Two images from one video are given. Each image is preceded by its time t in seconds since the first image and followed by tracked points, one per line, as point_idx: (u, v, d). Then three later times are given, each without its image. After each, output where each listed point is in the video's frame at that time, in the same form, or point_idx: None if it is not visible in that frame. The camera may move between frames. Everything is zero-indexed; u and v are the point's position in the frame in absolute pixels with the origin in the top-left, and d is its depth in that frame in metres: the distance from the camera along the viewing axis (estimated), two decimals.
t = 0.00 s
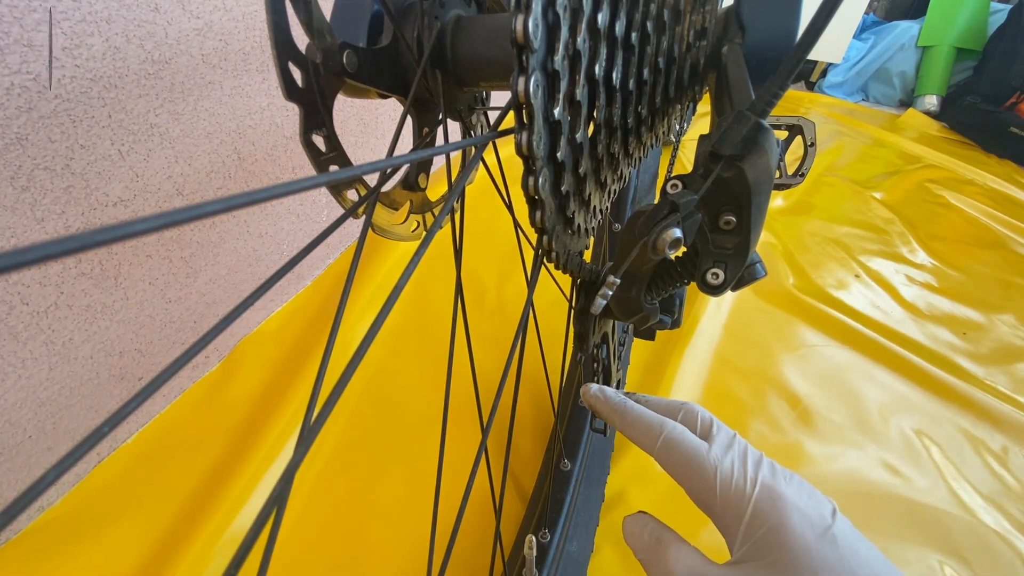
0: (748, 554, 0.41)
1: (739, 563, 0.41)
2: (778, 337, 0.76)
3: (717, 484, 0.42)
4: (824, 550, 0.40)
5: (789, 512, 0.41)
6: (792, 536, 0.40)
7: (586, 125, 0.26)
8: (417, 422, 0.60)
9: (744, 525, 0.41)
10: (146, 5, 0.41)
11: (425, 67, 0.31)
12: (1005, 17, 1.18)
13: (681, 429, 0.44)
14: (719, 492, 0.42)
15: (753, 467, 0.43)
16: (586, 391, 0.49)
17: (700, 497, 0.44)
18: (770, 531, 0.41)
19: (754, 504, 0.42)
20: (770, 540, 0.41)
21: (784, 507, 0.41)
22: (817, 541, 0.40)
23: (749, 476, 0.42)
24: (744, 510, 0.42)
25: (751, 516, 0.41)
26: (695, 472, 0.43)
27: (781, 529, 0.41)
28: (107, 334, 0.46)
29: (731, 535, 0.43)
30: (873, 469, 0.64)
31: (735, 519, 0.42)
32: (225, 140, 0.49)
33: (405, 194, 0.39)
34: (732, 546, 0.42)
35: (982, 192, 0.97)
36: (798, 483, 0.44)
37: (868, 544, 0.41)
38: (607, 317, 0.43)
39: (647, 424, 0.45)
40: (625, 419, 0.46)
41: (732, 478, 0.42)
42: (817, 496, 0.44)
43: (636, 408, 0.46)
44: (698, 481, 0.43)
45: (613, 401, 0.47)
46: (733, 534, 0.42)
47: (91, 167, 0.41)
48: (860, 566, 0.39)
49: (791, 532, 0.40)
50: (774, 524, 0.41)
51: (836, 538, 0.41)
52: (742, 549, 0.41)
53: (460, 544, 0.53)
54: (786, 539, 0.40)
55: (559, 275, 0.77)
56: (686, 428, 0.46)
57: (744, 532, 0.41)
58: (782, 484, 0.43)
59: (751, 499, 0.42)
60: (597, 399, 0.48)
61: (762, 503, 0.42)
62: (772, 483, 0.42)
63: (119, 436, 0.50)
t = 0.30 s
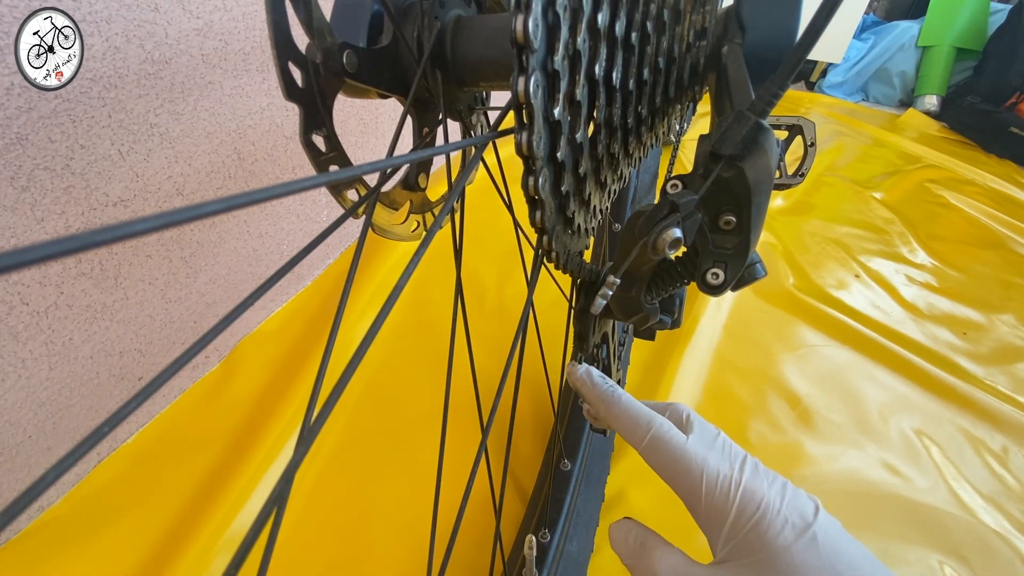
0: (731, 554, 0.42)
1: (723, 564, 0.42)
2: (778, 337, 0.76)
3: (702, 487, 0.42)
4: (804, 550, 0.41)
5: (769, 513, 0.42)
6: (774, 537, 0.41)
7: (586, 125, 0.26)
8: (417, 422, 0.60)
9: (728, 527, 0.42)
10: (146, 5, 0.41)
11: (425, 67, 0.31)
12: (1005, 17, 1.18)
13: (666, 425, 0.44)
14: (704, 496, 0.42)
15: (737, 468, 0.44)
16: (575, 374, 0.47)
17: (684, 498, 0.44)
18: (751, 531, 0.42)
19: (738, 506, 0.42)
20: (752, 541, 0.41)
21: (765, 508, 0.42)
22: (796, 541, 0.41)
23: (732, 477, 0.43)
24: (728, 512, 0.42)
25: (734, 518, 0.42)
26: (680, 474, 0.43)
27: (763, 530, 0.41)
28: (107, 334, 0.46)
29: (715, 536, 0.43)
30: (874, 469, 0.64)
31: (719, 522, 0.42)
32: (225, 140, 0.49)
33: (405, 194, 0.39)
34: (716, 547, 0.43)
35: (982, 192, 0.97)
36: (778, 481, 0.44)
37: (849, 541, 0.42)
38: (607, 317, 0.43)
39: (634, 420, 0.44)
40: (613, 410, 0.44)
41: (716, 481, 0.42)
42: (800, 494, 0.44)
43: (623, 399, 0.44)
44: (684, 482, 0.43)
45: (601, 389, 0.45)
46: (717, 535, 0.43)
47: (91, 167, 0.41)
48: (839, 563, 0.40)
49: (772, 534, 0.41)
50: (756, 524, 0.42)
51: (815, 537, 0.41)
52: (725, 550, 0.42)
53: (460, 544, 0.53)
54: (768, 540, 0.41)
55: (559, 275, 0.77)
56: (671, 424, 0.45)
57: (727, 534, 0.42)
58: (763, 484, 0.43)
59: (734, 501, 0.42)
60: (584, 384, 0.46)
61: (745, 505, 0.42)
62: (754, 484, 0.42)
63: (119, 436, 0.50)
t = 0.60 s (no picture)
0: (721, 560, 0.42)
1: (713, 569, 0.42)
2: (778, 337, 0.76)
3: (692, 493, 0.43)
4: (791, 553, 0.40)
5: (757, 517, 0.42)
6: (762, 540, 0.41)
7: (586, 125, 0.26)
8: (417, 422, 0.60)
9: (717, 532, 0.42)
10: (146, 5, 0.41)
11: (425, 67, 0.31)
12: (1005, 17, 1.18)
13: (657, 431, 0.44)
14: (694, 501, 0.42)
15: (726, 473, 0.43)
16: (572, 385, 0.48)
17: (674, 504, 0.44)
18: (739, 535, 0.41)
19: (726, 512, 0.42)
20: (740, 546, 0.41)
21: (753, 512, 0.42)
22: (784, 544, 0.41)
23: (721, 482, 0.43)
24: (716, 517, 0.42)
25: (722, 523, 0.42)
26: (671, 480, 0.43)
27: (751, 535, 0.41)
28: (107, 334, 0.46)
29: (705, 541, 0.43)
30: (873, 469, 0.64)
31: (708, 527, 0.42)
32: (225, 140, 0.49)
33: (405, 194, 0.39)
34: (706, 553, 0.43)
35: (982, 192, 0.97)
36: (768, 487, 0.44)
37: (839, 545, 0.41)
38: (607, 317, 0.43)
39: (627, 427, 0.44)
40: (607, 418, 0.45)
41: (704, 486, 0.43)
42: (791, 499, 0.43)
43: (617, 407, 0.45)
44: (674, 488, 0.43)
45: (597, 398, 0.47)
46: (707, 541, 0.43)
47: (91, 167, 0.41)
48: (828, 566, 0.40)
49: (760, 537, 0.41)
50: (745, 529, 0.41)
51: (803, 540, 0.41)
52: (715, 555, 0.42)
53: (460, 544, 0.53)
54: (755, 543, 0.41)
55: (559, 275, 0.77)
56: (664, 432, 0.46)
57: (715, 539, 0.42)
58: (753, 490, 0.43)
59: (722, 505, 0.42)
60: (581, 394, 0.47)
61: (733, 510, 0.42)
62: (742, 490, 0.42)
63: (119, 435, 0.50)
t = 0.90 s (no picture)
0: (721, 560, 0.42)
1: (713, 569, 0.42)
2: (778, 337, 0.76)
3: (692, 493, 0.43)
4: (791, 554, 0.40)
5: (757, 518, 0.42)
6: (762, 541, 0.41)
7: (586, 125, 0.26)
8: (417, 422, 0.60)
9: (717, 532, 0.42)
10: (146, 5, 0.41)
11: (425, 67, 0.31)
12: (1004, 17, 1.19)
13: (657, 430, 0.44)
14: (695, 501, 0.42)
15: (726, 473, 0.43)
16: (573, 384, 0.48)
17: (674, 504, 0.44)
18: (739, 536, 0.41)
19: (726, 512, 0.42)
20: (740, 546, 0.41)
21: (752, 512, 0.42)
22: (783, 544, 0.41)
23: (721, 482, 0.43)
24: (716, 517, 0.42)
25: (722, 523, 0.42)
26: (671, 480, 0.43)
27: (750, 535, 0.41)
28: (107, 334, 0.46)
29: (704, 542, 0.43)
30: (873, 469, 0.64)
31: (707, 528, 0.42)
32: (225, 140, 0.49)
33: (405, 194, 0.39)
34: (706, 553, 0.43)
35: (982, 192, 0.97)
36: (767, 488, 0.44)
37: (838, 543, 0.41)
38: (607, 317, 0.43)
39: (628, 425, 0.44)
40: (608, 416, 0.45)
41: (704, 487, 0.43)
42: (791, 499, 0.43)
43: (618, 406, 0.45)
44: (674, 488, 0.43)
45: (598, 397, 0.47)
46: (707, 541, 0.43)
47: (91, 168, 0.41)
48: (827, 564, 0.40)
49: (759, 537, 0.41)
50: (745, 529, 0.41)
51: (803, 541, 0.41)
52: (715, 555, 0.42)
53: (460, 544, 0.53)
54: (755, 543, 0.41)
55: (559, 275, 0.77)
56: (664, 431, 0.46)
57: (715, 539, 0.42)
58: (753, 490, 0.43)
59: (721, 505, 0.42)
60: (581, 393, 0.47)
61: (733, 511, 0.42)
62: (742, 490, 0.42)
63: (119, 436, 0.50)
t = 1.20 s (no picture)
0: (721, 561, 0.42)
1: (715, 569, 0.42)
2: (778, 337, 0.76)
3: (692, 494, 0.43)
4: (792, 554, 0.40)
5: (757, 518, 0.42)
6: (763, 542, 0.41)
7: (586, 125, 0.26)
8: (417, 422, 0.60)
9: (717, 532, 0.42)
10: (146, 5, 0.41)
11: (425, 67, 0.31)
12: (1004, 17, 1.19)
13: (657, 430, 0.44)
14: (695, 501, 0.42)
15: (727, 473, 0.43)
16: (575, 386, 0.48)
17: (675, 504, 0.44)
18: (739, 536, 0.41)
19: (726, 512, 0.42)
20: (740, 547, 0.41)
21: (753, 512, 0.42)
22: (784, 544, 0.41)
23: (721, 481, 0.43)
24: (717, 517, 0.42)
25: (723, 523, 0.42)
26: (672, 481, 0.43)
27: (750, 535, 0.41)
28: (107, 334, 0.46)
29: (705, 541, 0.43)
30: (873, 469, 0.64)
31: (708, 527, 0.42)
32: (225, 140, 0.49)
33: (405, 194, 0.39)
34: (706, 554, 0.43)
35: (982, 192, 0.97)
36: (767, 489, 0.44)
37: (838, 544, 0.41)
38: (607, 317, 0.43)
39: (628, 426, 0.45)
40: (608, 416, 0.45)
41: (705, 487, 0.43)
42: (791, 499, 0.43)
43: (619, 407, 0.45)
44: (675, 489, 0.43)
45: (598, 397, 0.47)
46: (707, 541, 0.43)
47: (91, 167, 0.41)
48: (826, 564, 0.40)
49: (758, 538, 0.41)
50: (745, 529, 0.41)
51: (803, 541, 0.41)
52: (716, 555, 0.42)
53: (460, 544, 0.53)
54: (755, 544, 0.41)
55: (559, 274, 0.77)
56: (665, 431, 0.46)
57: (716, 539, 0.42)
58: (754, 490, 0.43)
59: (722, 505, 0.42)
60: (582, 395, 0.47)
61: (733, 510, 0.42)
62: (743, 491, 0.42)
63: (119, 435, 0.50)
